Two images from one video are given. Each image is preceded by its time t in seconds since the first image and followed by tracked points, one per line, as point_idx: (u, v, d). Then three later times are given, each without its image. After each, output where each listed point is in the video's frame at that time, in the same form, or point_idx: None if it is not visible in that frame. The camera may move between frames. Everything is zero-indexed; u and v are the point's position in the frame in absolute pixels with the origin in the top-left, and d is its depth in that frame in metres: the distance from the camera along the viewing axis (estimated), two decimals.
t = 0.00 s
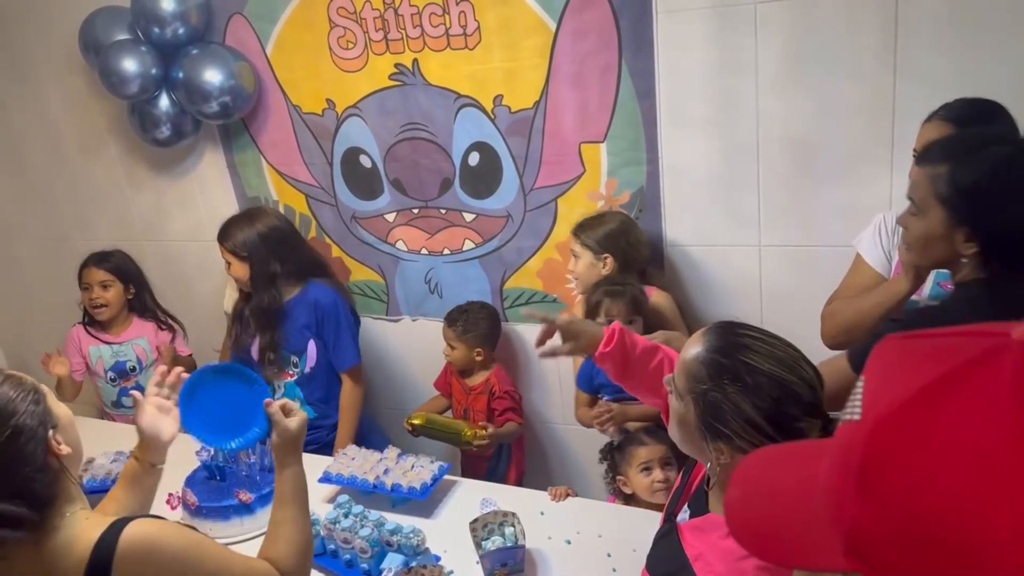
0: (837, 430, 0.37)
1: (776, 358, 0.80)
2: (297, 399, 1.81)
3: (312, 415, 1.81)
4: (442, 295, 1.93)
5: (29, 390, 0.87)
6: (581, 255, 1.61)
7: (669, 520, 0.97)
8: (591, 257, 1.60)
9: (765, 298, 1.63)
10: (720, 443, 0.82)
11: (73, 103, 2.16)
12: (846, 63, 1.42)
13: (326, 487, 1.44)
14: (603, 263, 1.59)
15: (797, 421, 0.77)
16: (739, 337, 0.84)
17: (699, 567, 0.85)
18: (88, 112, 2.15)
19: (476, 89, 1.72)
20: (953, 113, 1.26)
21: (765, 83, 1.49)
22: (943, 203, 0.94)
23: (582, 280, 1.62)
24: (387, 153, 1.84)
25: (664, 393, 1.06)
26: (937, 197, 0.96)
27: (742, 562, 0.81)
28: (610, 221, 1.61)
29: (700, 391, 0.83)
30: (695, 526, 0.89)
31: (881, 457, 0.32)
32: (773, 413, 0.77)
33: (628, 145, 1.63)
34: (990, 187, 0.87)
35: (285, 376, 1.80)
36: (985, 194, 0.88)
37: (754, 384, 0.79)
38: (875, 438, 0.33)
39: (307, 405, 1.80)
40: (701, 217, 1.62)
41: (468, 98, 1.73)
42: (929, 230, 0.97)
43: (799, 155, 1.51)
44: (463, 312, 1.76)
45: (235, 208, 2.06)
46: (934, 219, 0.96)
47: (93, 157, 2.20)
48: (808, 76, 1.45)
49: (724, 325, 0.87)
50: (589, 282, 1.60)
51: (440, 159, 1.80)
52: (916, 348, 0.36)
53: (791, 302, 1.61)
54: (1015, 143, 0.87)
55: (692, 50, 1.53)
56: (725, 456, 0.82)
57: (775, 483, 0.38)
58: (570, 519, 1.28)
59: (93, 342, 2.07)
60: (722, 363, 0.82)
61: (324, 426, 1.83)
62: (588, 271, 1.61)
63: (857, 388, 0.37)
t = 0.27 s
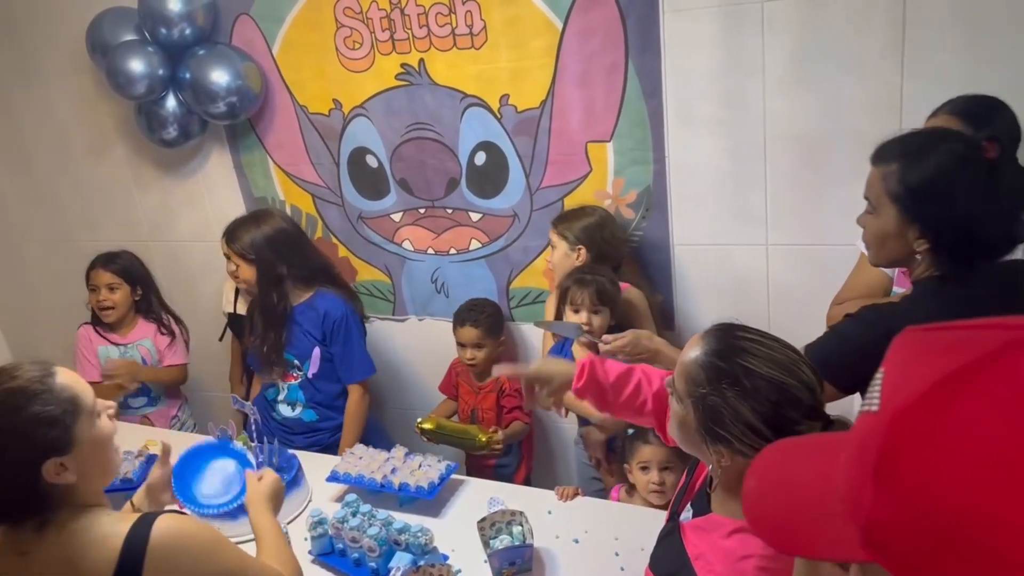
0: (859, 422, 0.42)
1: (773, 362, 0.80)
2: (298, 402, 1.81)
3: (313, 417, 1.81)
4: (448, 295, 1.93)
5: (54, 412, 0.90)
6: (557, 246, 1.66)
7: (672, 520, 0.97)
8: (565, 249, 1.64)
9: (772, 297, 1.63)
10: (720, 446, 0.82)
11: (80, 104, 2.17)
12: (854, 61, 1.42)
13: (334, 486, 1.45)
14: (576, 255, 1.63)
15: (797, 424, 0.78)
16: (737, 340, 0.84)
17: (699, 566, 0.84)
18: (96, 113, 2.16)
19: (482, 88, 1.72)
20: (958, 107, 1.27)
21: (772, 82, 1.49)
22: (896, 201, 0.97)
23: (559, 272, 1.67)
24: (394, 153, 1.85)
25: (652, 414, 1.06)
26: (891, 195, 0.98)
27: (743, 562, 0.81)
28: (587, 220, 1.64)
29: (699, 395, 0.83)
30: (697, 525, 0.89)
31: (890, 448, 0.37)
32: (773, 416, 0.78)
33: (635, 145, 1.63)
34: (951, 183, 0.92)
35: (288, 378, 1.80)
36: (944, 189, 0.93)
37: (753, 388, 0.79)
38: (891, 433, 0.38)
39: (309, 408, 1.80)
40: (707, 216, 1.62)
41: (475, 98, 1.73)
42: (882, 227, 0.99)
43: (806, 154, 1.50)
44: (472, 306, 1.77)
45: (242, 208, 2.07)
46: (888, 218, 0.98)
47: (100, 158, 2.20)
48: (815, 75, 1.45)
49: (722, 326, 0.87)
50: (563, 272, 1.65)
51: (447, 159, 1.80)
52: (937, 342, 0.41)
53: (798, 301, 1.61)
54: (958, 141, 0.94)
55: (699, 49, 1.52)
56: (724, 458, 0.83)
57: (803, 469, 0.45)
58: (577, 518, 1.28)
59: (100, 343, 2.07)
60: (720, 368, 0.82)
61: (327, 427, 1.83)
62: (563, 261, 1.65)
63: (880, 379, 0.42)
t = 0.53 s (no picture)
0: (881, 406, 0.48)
1: (771, 359, 0.80)
2: (300, 398, 1.81)
3: (313, 413, 1.81)
4: (453, 296, 1.94)
5: (93, 403, 0.90)
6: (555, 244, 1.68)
7: (671, 517, 0.96)
8: (562, 247, 1.66)
9: (778, 297, 1.63)
10: (716, 442, 0.82)
11: (86, 104, 2.17)
12: (860, 60, 1.41)
13: (340, 487, 1.45)
14: (574, 253, 1.65)
15: (793, 420, 0.78)
16: (733, 336, 0.84)
17: (697, 561, 0.84)
18: (101, 115, 2.16)
19: (488, 89, 1.72)
20: (964, 103, 1.27)
21: (777, 81, 1.48)
22: (856, 211, 0.96)
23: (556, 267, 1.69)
24: (399, 154, 1.85)
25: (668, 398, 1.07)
26: (851, 205, 0.97)
27: (740, 556, 0.81)
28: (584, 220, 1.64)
29: (697, 392, 0.83)
30: (697, 521, 0.88)
31: (905, 427, 0.43)
32: (769, 412, 0.78)
33: (640, 144, 1.63)
34: (901, 187, 0.91)
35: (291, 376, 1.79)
36: (895, 194, 0.91)
37: (750, 385, 0.79)
38: (907, 416, 0.43)
39: (309, 404, 1.80)
40: (712, 216, 1.62)
41: (480, 98, 1.73)
42: (851, 234, 0.99)
43: (812, 153, 1.50)
44: (490, 309, 1.76)
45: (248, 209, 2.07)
46: (853, 226, 0.98)
47: (106, 159, 2.21)
48: (821, 74, 1.45)
49: (720, 323, 0.87)
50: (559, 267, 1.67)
51: (452, 160, 1.80)
52: (957, 332, 0.46)
53: (804, 300, 1.61)
54: (909, 145, 0.92)
55: (704, 49, 1.52)
56: (721, 454, 0.83)
57: (828, 451, 0.51)
58: (583, 518, 1.28)
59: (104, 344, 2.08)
60: (717, 364, 0.82)
61: (327, 425, 1.83)
62: (560, 258, 1.67)
63: (903, 366, 0.48)
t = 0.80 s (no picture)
0: (878, 406, 0.47)
1: (765, 356, 0.81)
2: (303, 406, 1.81)
3: (317, 420, 1.82)
4: (454, 296, 1.93)
5: (165, 383, 0.86)
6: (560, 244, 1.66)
7: (669, 514, 0.96)
8: (569, 247, 1.65)
9: (779, 298, 1.63)
10: (712, 438, 0.83)
11: (87, 106, 2.18)
12: (861, 60, 1.41)
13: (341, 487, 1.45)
14: (580, 254, 1.64)
15: (788, 417, 0.78)
16: (729, 333, 0.84)
17: (692, 557, 0.84)
18: (103, 117, 2.17)
19: (488, 89, 1.72)
20: (966, 103, 1.27)
21: (778, 81, 1.48)
22: (827, 213, 0.97)
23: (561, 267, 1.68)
24: (399, 155, 1.85)
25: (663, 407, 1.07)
26: (822, 208, 0.98)
27: (734, 552, 0.80)
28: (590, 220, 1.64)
29: (693, 388, 0.83)
30: (693, 519, 0.88)
31: (905, 428, 0.43)
32: (764, 409, 0.78)
33: (641, 145, 1.63)
34: (866, 187, 0.92)
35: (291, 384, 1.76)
36: (862, 194, 0.92)
37: (745, 381, 0.79)
38: (905, 416, 0.43)
39: (312, 412, 1.81)
40: (713, 216, 1.62)
41: (481, 99, 1.73)
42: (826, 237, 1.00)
43: (813, 153, 1.50)
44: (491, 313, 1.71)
45: (249, 210, 2.07)
46: (826, 227, 0.98)
47: (107, 160, 2.21)
48: (822, 73, 1.45)
49: (716, 321, 0.87)
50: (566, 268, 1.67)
51: (452, 160, 1.80)
52: (957, 332, 0.46)
53: (806, 301, 1.60)
54: (873, 146, 0.94)
55: (705, 49, 1.52)
56: (717, 450, 0.83)
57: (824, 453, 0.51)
58: (584, 519, 1.28)
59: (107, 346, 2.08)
60: (712, 361, 0.82)
61: (330, 428, 1.83)
62: (567, 258, 1.66)
63: (900, 367, 0.48)
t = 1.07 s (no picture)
0: (877, 404, 0.47)
1: (759, 355, 0.80)
2: (299, 408, 1.81)
3: (313, 423, 1.82)
4: (453, 297, 1.93)
5: (277, 377, 0.80)
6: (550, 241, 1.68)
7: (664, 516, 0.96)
8: (556, 244, 1.67)
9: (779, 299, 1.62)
10: (706, 437, 0.82)
11: (86, 107, 2.17)
12: (861, 59, 1.41)
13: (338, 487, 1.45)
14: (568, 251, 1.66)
15: (781, 415, 0.79)
16: (723, 332, 0.83)
17: (684, 556, 0.83)
18: (102, 119, 2.17)
19: (487, 90, 1.72)
20: (965, 104, 1.26)
21: (778, 81, 1.48)
22: (798, 214, 0.98)
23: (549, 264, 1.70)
24: (398, 156, 1.85)
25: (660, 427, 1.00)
26: (795, 211, 0.98)
27: (726, 550, 0.80)
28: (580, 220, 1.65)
29: (687, 387, 0.83)
30: (686, 518, 0.87)
31: (906, 429, 0.42)
32: (757, 406, 0.78)
33: (640, 145, 1.62)
34: (836, 186, 0.93)
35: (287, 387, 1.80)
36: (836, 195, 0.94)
37: (739, 381, 0.79)
38: (907, 416, 0.43)
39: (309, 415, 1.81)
40: (713, 216, 1.61)
41: (479, 100, 1.73)
42: (797, 239, 1.00)
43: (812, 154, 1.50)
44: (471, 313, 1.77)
45: (248, 211, 2.07)
46: (799, 229, 0.99)
47: (106, 161, 2.21)
48: (822, 73, 1.44)
49: (709, 319, 0.87)
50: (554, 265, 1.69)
51: (451, 161, 1.80)
52: (960, 331, 0.45)
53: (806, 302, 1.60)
54: (842, 147, 0.96)
55: (703, 49, 1.52)
56: (709, 449, 0.83)
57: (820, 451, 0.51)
58: (582, 520, 1.28)
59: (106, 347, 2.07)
60: (707, 360, 0.81)
61: (328, 430, 1.83)
62: (554, 254, 1.68)
63: (902, 365, 0.47)
